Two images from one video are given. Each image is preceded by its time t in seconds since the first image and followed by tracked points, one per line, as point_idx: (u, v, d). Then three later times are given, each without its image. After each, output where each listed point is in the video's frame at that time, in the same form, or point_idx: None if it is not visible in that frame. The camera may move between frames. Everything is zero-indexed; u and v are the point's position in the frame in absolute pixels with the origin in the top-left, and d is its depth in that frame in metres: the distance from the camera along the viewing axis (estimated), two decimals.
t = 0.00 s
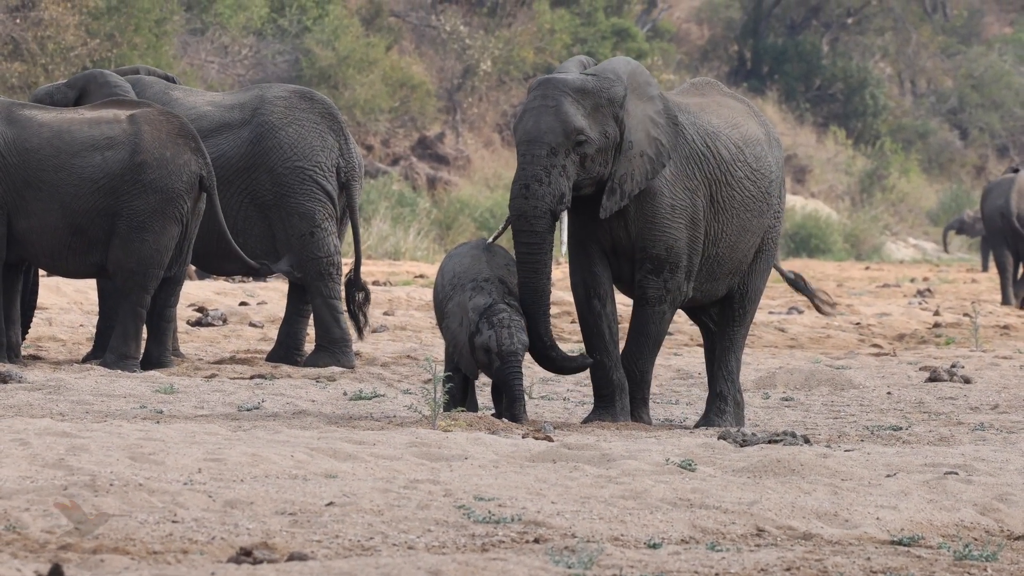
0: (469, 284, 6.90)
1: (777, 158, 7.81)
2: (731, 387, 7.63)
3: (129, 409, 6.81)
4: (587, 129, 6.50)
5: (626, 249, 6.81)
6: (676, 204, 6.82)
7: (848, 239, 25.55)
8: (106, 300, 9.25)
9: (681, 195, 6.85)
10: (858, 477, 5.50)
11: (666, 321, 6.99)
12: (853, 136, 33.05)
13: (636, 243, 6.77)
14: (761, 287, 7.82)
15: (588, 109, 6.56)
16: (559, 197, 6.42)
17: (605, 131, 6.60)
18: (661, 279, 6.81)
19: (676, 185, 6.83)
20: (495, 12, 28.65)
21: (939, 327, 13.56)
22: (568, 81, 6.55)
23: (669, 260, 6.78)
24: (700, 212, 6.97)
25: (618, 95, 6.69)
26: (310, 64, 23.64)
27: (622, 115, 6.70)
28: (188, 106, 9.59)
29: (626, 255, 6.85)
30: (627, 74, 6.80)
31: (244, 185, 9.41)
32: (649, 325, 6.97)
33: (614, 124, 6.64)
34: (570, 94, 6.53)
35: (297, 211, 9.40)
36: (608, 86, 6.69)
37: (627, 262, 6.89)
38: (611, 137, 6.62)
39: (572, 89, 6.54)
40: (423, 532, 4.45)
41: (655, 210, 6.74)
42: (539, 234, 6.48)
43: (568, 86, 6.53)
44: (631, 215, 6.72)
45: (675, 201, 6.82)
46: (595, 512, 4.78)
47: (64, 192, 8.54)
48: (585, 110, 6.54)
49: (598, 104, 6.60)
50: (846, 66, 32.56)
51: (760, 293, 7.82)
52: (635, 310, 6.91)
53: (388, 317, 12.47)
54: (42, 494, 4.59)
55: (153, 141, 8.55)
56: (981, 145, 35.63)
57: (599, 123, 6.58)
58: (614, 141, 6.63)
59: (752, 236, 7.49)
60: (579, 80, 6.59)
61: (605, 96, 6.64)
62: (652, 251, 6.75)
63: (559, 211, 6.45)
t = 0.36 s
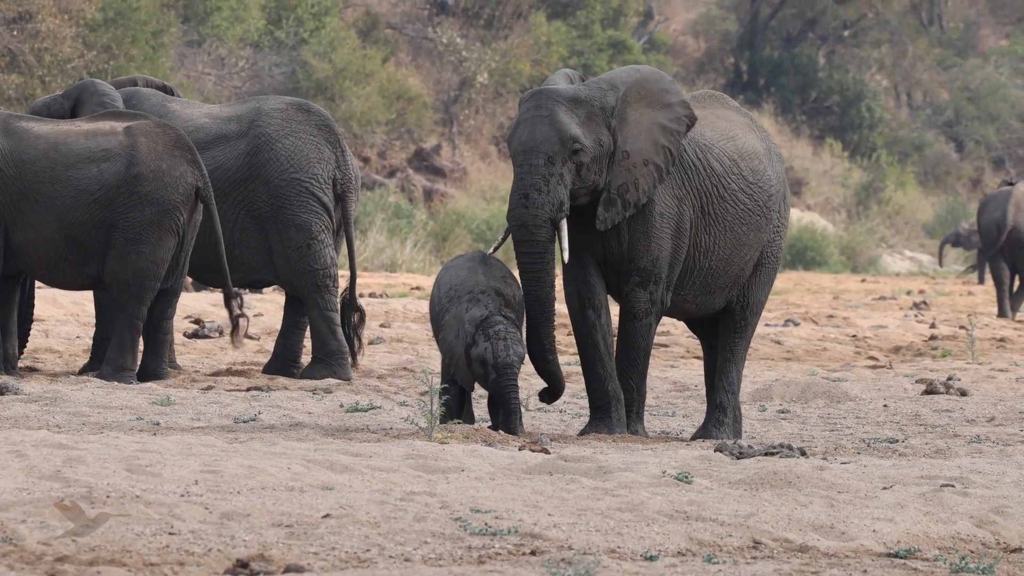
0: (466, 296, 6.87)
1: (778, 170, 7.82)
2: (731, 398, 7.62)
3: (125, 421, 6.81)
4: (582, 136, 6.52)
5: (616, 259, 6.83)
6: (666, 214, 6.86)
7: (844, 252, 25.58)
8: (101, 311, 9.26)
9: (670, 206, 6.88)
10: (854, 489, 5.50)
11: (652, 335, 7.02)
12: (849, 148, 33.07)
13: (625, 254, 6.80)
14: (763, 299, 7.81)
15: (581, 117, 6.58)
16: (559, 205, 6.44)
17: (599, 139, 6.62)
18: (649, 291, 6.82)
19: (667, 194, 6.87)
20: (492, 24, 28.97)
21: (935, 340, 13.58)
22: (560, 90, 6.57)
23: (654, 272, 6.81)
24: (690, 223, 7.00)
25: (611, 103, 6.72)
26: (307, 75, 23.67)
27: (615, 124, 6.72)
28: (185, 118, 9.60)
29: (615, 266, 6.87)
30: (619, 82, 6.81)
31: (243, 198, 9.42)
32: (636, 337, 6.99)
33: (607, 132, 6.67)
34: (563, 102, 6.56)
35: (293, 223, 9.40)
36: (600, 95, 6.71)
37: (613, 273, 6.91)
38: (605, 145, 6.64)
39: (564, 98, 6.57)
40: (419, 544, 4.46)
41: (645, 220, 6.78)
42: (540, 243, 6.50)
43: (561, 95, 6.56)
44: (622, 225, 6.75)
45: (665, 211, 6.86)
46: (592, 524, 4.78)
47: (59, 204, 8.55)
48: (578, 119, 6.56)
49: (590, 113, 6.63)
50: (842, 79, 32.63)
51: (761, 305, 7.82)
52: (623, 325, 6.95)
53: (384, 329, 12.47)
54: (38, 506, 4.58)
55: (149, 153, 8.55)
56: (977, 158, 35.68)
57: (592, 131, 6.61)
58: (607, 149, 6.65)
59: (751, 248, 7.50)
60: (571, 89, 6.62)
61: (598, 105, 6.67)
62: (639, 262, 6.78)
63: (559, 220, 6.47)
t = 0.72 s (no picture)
0: (462, 318, 6.89)
1: (776, 193, 7.82)
2: (733, 420, 7.68)
3: (121, 442, 6.81)
4: (561, 151, 6.48)
5: (604, 282, 6.83)
6: (655, 236, 6.86)
7: (839, 275, 25.60)
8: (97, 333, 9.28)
9: (659, 228, 6.88)
10: (849, 512, 5.51)
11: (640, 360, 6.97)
12: (844, 171, 33.12)
13: (612, 277, 6.78)
14: (766, 321, 7.83)
15: (561, 134, 6.56)
16: (535, 215, 6.32)
17: (579, 156, 6.59)
18: (636, 315, 6.80)
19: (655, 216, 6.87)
20: (487, 46, 29.10)
21: (930, 364, 13.58)
22: (541, 107, 6.55)
23: (642, 296, 6.79)
24: (679, 245, 7.00)
25: (592, 123, 6.71)
26: (303, 97, 23.73)
27: (597, 143, 6.71)
28: (181, 140, 9.64)
29: (603, 289, 6.86)
30: (605, 103, 6.80)
31: (239, 219, 9.44)
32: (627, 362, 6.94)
33: (588, 150, 6.65)
34: (544, 118, 6.53)
35: (288, 245, 9.42)
36: (582, 114, 6.70)
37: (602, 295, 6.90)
38: (585, 162, 6.62)
39: (546, 114, 6.54)
40: (414, 567, 4.46)
41: (633, 242, 6.77)
42: (511, 253, 6.31)
43: (542, 111, 6.54)
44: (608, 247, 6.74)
45: (654, 234, 6.86)
46: (586, 547, 4.79)
47: (55, 225, 8.56)
48: (558, 135, 6.53)
49: (570, 129, 6.61)
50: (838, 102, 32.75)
51: (765, 327, 7.83)
52: (612, 351, 6.90)
53: (380, 351, 12.47)
54: (33, 527, 4.58)
55: (144, 175, 8.56)
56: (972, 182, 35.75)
57: (573, 148, 6.58)
58: (587, 166, 6.63)
59: (746, 271, 7.50)
60: (553, 106, 6.61)
61: (578, 123, 6.65)
62: (627, 286, 6.76)
63: (534, 230, 6.33)
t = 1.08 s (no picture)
0: (453, 343, 6.86)
1: (771, 221, 7.85)
2: (726, 445, 7.61)
3: (114, 467, 6.81)
4: (515, 170, 6.64)
5: (591, 305, 6.91)
6: (640, 261, 6.92)
7: (830, 300, 25.64)
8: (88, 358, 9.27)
9: (642, 254, 6.94)
10: (841, 538, 5.52)
11: (630, 385, 7.04)
12: (836, 197, 33.19)
13: (597, 302, 6.85)
14: (760, 348, 7.85)
15: (520, 153, 6.72)
16: (478, 229, 6.50)
17: (538, 176, 6.73)
18: (623, 339, 6.88)
19: (640, 242, 6.94)
20: (480, 73, 29.17)
21: (921, 390, 13.60)
22: (502, 127, 6.75)
23: (627, 321, 6.85)
24: (667, 270, 7.06)
25: (557, 145, 6.83)
26: (296, 123, 23.81)
27: (561, 165, 6.84)
28: (174, 165, 9.68)
29: (589, 315, 6.94)
30: (573, 127, 6.93)
31: (231, 245, 9.45)
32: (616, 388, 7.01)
33: (549, 172, 6.78)
34: (504, 138, 6.72)
35: (281, 271, 9.44)
36: (547, 136, 6.84)
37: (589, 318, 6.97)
38: (544, 183, 6.74)
39: (505, 134, 6.73)
40: None
41: (618, 267, 6.84)
42: (452, 264, 6.49)
43: (502, 130, 6.73)
44: (589, 271, 6.84)
45: (640, 259, 6.92)
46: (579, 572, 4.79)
47: (47, 250, 8.56)
48: (516, 154, 6.70)
49: (531, 150, 6.76)
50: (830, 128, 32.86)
51: (762, 354, 7.85)
52: (599, 375, 6.97)
53: (372, 377, 12.47)
54: (27, 552, 4.58)
55: (137, 200, 8.58)
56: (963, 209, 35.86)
57: (532, 168, 6.72)
58: (547, 187, 6.75)
59: (740, 297, 7.53)
60: (516, 127, 6.79)
61: (541, 144, 6.79)
62: (613, 310, 6.82)
63: (477, 242, 6.51)
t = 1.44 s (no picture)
0: (445, 360, 6.89)
1: (751, 237, 7.79)
2: (716, 459, 7.60)
3: (107, 484, 6.81)
4: (458, 183, 6.75)
5: (562, 318, 6.93)
6: (607, 276, 6.90)
7: (822, 318, 25.68)
8: (82, 374, 9.27)
9: (610, 269, 6.92)
10: (833, 555, 5.53)
11: (611, 400, 7.05)
12: (828, 215, 33.27)
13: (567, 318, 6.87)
14: (747, 361, 7.80)
15: (467, 166, 6.81)
16: (416, 241, 6.64)
17: (484, 188, 6.79)
18: (597, 354, 6.87)
19: (607, 254, 6.92)
20: (472, 90, 29.49)
21: (914, 407, 13.62)
22: (453, 140, 6.88)
23: (601, 335, 6.84)
24: (637, 286, 7.06)
25: (507, 157, 6.86)
26: (289, 140, 23.82)
27: (512, 177, 6.86)
28: (168, 183, 9.71)
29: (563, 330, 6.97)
30: (526, 138, 6.95)
31: (224, 262, 9.48)
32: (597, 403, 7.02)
33: (497, 184, 6.82)
34: (452, 152, 6.84)
35: (274, 287, 9.43)
36: (499, 147, 6.88)
37: (562, 330, 7.01)
38: (491, 195, 6.80)
39: (455, 147, 6.85)
40: None
41: (583, 280, 6.83)
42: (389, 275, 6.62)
43: (452, 143, 6.86)
44: (554, 283, 6.89)
45: (607, 272, 6.90)
46: None
47: (40, 267, 8.56)
48: (462, 167, 6.80)
49: (479, 162, 6.82)
50: (821, 145, 32.96)
51: (748, 372, 7.80)
52: (579, 390, 6.99)
53: (364, 394, 12.47)
54: (20, 569, 4.57)
55: (130, 218, 8.58)
56: (955, 226, 35.94)
57: (479, 180, 6.79)
58: (494, 199, 6.80)
59: (716, 312, 7.50)
60: (468, 140, 6.89)
61: (489, 156, 6.84)
62: (583, 326, 6.82)
63: (415, 255, 6.64)
